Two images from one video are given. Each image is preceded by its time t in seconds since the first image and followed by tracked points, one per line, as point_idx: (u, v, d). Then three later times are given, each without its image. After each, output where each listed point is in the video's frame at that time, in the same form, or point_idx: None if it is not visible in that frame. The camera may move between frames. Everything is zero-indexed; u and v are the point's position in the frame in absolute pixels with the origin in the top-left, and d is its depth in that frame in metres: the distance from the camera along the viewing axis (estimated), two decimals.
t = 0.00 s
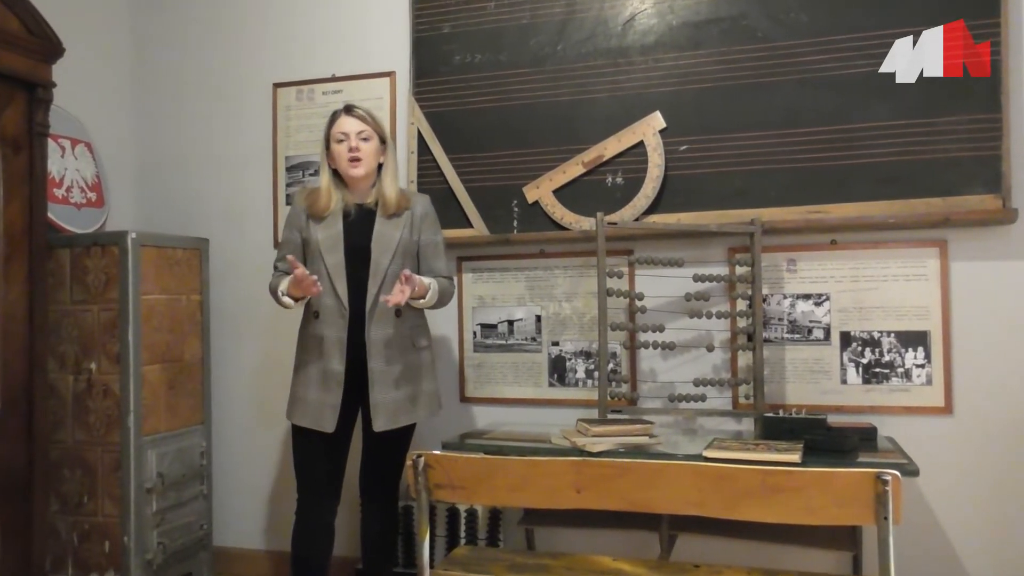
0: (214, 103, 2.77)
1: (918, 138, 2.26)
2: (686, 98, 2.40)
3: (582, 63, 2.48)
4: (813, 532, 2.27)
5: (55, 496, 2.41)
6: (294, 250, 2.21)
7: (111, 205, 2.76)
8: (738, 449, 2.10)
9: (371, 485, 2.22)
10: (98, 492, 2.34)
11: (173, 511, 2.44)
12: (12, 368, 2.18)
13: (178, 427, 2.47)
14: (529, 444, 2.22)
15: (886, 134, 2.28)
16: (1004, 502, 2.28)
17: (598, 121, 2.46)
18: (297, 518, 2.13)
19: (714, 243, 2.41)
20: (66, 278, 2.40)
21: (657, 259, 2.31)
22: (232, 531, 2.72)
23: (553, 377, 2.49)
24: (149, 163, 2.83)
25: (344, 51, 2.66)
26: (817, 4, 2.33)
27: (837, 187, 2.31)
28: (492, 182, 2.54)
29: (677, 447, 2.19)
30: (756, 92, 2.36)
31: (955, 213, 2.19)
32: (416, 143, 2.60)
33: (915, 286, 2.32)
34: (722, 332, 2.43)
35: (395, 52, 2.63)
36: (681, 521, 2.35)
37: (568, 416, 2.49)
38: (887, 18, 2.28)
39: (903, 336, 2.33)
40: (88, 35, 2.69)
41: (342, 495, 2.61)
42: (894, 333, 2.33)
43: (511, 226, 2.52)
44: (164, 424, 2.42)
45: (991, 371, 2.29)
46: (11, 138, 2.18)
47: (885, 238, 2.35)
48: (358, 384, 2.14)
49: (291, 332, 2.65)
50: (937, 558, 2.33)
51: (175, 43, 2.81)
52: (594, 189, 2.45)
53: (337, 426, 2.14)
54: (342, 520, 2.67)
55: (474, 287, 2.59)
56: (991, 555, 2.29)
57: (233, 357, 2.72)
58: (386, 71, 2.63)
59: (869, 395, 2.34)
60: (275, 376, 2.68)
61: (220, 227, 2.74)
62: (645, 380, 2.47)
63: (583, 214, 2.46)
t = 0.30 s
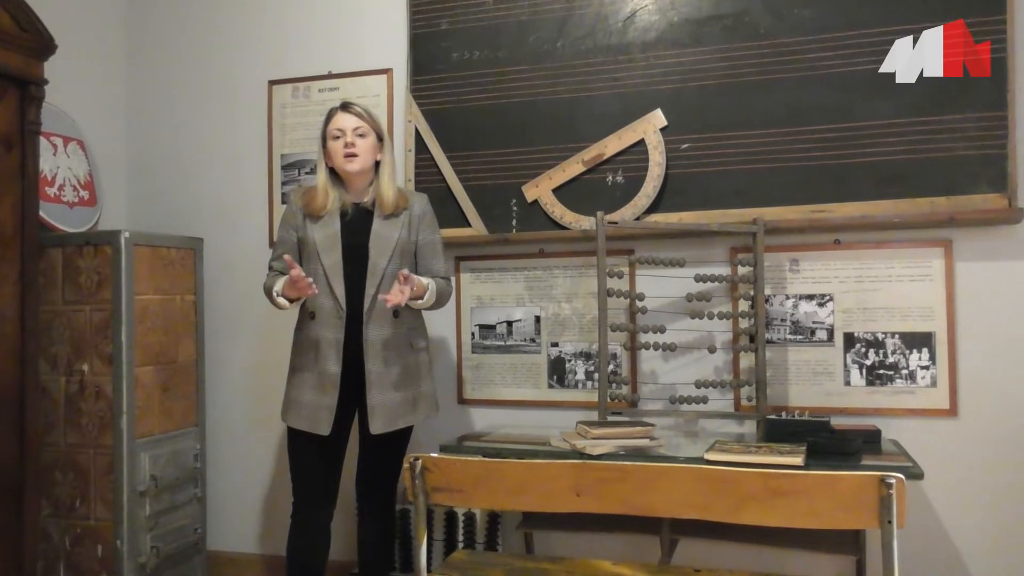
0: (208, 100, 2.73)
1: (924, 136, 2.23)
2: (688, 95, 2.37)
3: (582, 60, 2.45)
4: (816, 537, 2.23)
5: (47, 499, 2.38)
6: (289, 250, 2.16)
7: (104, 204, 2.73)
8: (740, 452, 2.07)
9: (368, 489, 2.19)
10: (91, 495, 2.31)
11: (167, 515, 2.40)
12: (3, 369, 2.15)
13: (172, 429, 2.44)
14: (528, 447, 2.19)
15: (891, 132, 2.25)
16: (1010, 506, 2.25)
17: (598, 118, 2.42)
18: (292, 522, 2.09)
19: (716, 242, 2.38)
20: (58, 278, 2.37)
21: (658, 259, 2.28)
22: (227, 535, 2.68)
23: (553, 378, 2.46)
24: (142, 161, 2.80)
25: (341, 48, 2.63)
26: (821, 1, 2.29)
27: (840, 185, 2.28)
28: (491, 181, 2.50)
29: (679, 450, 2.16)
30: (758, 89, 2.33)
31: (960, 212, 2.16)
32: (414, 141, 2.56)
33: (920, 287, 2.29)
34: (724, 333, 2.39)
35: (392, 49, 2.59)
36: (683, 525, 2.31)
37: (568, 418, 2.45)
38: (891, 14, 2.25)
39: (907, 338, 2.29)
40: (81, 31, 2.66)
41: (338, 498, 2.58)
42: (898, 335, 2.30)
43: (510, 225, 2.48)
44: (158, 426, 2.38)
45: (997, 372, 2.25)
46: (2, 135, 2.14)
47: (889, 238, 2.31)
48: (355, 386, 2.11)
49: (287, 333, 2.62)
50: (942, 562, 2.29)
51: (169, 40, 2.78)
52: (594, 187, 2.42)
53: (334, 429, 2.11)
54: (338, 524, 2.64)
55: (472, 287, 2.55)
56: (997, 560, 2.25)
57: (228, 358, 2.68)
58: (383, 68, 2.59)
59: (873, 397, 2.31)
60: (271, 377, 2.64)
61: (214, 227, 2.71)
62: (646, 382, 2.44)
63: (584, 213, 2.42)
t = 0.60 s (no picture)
0: (203, 97, 2.69)
1: (931, 134, 2.19)
2: (691, 92, 2.33)
3: (583, 57, 2.41)
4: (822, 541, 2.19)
5: (39, 503, 2.34)
6: (287, 247, 2.11)
7: (99, 202, 2.69)
8: (745, 455, 2.03)
9: (367, 493, 2.15)
10: (84, 498, 2.27)
11: (161, 519, 2.36)
12: None
13: (166, 431, 2.40)
14: (528, 450, 2.15)
15: (898, 129, 2.21)
16: (1019, 510, 2.21)
17: (599, 115, 2.39)
18: (289, 527, 2.05)
19: (719, 242, 2.34)
20: (50, 278, 2.33)
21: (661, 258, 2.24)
22: (223, 538, 2.64)
23: (554, 380, 2.42)
24: (136, 159, 2.76)
25: (339, 44, 2.59)
26: None
27: (846, 184, 2.24)
28: (491, 179, 2.46)
29: (682, 453, 2.12)
30: (762, 86, 2.29)
31: (968, 210, 2.12)
32: (413, 138, 2.52)
33: (927, 287, 2.25)
34: (728, 334, 2.35)
35: (391, 45, 2.55)
36: (685, 529, 2.27)
37: (569, 420, 2.42)
38: (898, 9, 2.21)
39: (914, 339, 2.25)
40: (74, 27, 2.62)
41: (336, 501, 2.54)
42: (905, 336, 2.26)
43: (510, 223, 2.44)
44: (152, 428, 2.34)
45: (1006, 374, 2.21)
46: None
47: (896, 237, 2.28)
48: (354, 388, 2.06)
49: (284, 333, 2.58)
50: (949, 568, 2.25)
51: (163, 36, 2.74)
52: (595, 186, 2.38)
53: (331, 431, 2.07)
54: (336, 527, 2.60)
55: (472, 287, 2.51)
56: (1005, 565, 2.21)
57: (224, 359, 2.64)
58: (381, 64, 2.55)
59: (879, 400, 2.27)
60: (268, 379, 2.60)
61: (210, 225, 2.67)
62: (648, 383, 2.40)
63: (585, 212, 2.38)
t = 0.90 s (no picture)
0: (199, 95, 2.66)
1: (938, 131, 2.15)
2: (693, 89, 2.30)
3: (584, 54, 2.37)
4: (827, 544, 2.16)
5: (31, 506, 2.30)
6: (285, 247, 2.08)
7: (93, 201, 2.65)
8: (748, 458, 1.99)
9: (365, 496, 2.11)
10: (77, 502, 2.24)
11: (156, 522, 2.33)
12: None
13: (161, 434, 2.36)
14: (528, 453, 2.12)
15: (904, 127, 2.18)
16: None
17: (601, 113, 2.35)
18: (285, 531, 2.02)
19: (722, 242, 2.31)
20: (43, 278, 2.30)
21: (663, 258, 2.21)
22: (219, 542, 2.61)
23: (554, 382, 2.38)
24: (130, 158, 2.72)
25: (336, 41, 2.55)
26: None
27: (851, 182, 2.20)
28: (490, 178, 2.43)
29: (685, 455, 2.09)
30: (766, 83, 2.26)
31: (974, 210, 2.09)
32: (411, 136, 2.49)
33: (933, 287, 2.22)
34: (731, 335, 2.31)
35: (389, 41, 2.51)
36: (688, 533, 2.24)
37: (569, 422, 2.38)
38: (904, 5, 2.18)
39: (920, 340, 2.22)
40: (68, 24, 2.59)
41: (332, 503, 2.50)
42: (910, 337, 2.23)
43: (510, 222, 2.41)
44: (146, 430, 2.31)
45: (1013, 376, 2.18)
46: None
47: (901, 237, 2.24)
48: (351, 390, 2.03)
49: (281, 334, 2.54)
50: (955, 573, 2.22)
51: (158, 33, 2.70)
52: (597, 185, 2.35)
53: (329, 434, 2.03)
54: (332, 531, 2.56)
55: (471, 288, 2.48)
56: (1012, 570, 2.18)
57: (220, 360, 2.61)
58: (379, 61, 2.52)
59: (884, 401, 2.24)
60: (264, 380, 2.57)
61: (205, 225, 2.63)
62: (650, 385, 2.37)
63: (586, 211, 2.35)
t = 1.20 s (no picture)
0: (193, 91, 2.62)
1: (944, 129, 2.12)
2: (696, 86, 2.26)
3: (585, 50, 2.33)
4: (833, 549, 2.12)
5: (23, 510, 2.27)
6: (280, 249, 2.05)
7: (85, 201, 2.62)
8: (752, 461, 1.95)
9: (363, 501, 2.08)
10: (69, 506, 2.20)
11: (149, 527, 2.29)
12: None
13: (155, 436, 2.32)
14: (528, 456, 2.08)
15: (910, 125, 2.14)
16: None
17: (602, 110, 2.31)
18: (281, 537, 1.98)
19: (725, 241, 2.27)
20: (35, 278, 2.26)
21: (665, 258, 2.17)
22: (215, 547, 2.57)
23: (554, 384, 2.35)
24: (123, 156, 2.68)
25: (333, 37, 2.51)
26: None
27: (856, 181, 2.17)
28: (489, 176, 2.39)
29: (688, 458, 2.05)
30: (769, 80, 2.22)
31: (982, 208, 2.05)
32: (409, 134, 2.45)
33: (941, 287, 2.18)
34: (735, 336, 2.27)
35: (386, 37, 2.48)
36: (691, 537, 2.20)
37: (570, 425, 2.34)
38: None
39: (926, 341, 2.18)
40: (60, 20, 2.55)
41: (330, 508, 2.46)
42: (917, 338, 2.19)
43: (510, 221, 2.37)
44: (140, 433, 2.27)
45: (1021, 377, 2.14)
46: None
47: (908, 236, 2.20)
48: (347, 392, 1.99)
49: (277, 335, 2.50)
50: None
51: (152, 29, 2.66)
52: (598, 183, 2.31)
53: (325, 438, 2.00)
54: (330, 535, 2.52)
55: (470, 288, 2.44)
56: None
57: (215, 362, 2.57)
58: (377, 57, 2.48)
59: (890, 403, 2.20)
60: (260, 382, 2.53)
61: (200, 224, 2.60)
62: (652, 387, 2.33)
63: (586, 210, 2.31)
